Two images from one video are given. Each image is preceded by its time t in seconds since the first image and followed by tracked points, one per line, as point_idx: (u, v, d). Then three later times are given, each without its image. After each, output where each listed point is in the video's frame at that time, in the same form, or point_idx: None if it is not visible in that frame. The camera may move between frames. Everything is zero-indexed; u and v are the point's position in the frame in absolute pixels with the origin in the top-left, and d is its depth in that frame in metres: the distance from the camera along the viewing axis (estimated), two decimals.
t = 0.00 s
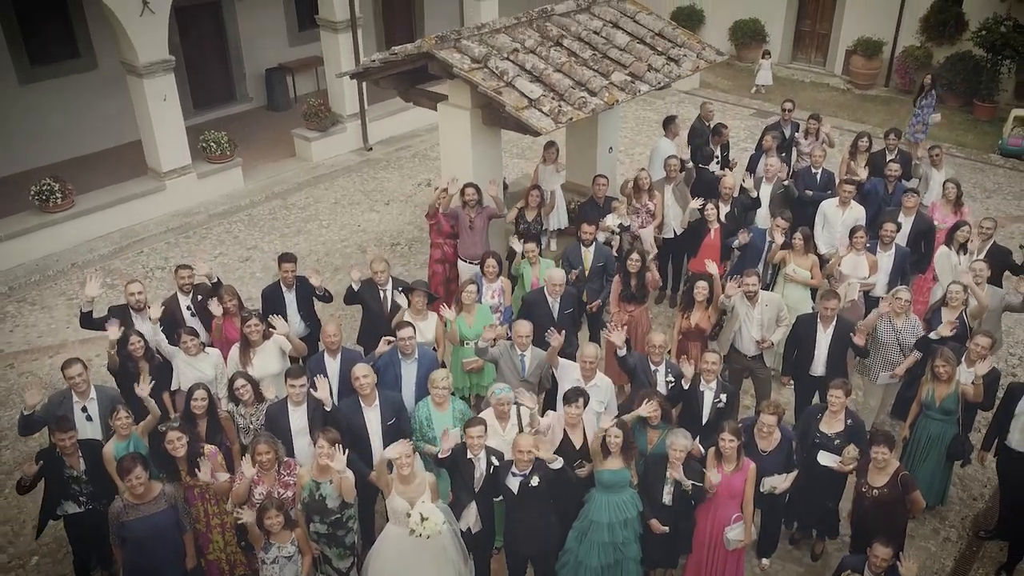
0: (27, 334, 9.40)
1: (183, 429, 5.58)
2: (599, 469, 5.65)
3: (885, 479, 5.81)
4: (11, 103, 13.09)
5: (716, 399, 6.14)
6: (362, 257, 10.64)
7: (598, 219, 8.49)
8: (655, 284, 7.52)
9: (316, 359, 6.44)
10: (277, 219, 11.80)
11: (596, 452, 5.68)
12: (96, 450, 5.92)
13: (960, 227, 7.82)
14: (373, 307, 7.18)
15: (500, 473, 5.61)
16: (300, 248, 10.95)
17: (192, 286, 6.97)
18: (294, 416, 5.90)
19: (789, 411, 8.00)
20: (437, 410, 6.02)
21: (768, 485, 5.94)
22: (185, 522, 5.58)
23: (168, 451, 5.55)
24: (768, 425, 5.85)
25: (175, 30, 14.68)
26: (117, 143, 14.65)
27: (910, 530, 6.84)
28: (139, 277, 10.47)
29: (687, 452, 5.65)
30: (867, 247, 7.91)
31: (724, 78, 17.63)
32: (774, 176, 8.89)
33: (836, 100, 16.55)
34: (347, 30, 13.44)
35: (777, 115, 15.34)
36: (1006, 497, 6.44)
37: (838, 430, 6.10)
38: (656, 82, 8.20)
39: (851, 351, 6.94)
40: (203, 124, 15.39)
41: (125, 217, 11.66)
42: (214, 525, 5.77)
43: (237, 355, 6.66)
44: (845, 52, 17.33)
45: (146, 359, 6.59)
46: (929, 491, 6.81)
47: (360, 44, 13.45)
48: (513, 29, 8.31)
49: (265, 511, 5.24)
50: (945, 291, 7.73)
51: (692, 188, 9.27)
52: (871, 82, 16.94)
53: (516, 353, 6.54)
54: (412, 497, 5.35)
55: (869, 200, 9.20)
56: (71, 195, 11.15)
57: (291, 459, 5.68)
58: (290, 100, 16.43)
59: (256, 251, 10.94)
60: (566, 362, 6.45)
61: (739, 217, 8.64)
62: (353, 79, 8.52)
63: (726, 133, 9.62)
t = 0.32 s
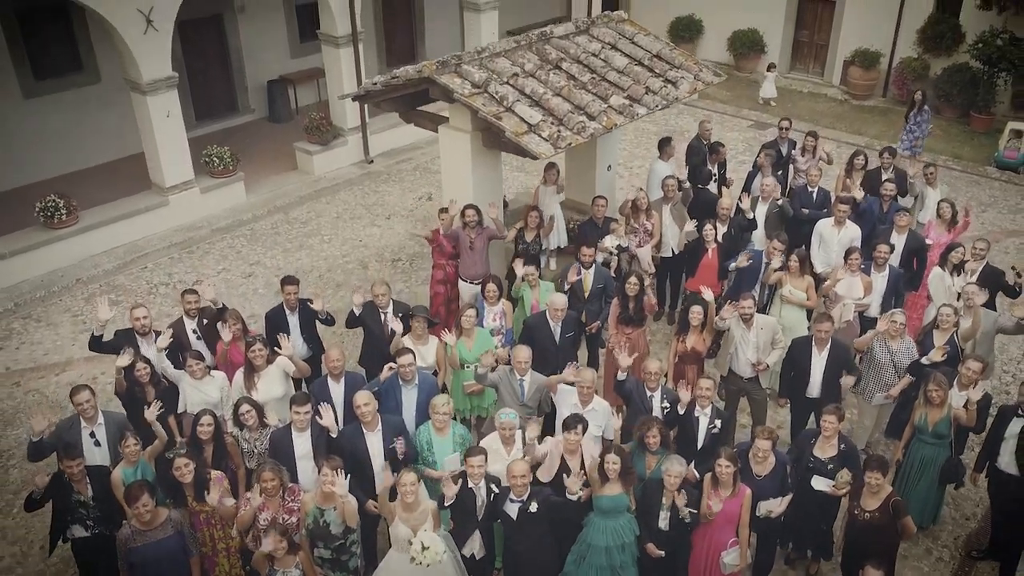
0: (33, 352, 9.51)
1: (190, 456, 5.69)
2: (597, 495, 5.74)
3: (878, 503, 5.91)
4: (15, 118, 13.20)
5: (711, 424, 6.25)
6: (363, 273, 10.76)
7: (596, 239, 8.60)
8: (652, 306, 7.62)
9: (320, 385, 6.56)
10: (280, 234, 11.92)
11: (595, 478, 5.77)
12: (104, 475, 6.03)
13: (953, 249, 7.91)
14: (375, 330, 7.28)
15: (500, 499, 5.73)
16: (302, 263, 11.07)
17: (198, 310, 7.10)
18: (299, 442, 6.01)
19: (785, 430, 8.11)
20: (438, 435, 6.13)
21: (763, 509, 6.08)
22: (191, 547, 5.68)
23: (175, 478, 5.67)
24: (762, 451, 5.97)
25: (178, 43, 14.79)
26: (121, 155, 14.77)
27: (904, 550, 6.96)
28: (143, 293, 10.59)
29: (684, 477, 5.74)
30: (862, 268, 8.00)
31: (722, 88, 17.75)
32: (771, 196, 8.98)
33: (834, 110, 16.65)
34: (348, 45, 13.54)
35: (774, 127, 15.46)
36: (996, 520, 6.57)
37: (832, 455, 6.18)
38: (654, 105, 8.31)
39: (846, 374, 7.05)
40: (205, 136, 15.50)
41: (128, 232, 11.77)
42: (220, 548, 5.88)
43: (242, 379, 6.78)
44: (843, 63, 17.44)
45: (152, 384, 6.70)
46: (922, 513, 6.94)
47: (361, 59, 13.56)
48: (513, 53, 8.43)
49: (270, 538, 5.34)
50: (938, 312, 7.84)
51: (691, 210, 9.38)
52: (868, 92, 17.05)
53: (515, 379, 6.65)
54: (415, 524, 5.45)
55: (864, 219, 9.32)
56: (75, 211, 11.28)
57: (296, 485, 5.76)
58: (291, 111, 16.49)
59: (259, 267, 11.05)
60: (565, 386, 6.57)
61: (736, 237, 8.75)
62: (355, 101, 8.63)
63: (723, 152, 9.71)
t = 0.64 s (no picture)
0: (39, 369, 9.63)
1: (195, 484, 5.80)
2: (595, 521, 5.87)
3: (871, 528, 6.02)
4: (19, 133, 13.32)
5: (706, 450, 6.38)
6: (365, 290, 10.87)
7: (595, 260, 8.72)
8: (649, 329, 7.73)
9: (322, 408, 6.68)
10: (282, 249, 12.03)
11: (592, 504, 5.87)
12: (110, 501, 6.14)
13: (946, 270, 8.00)
14: (376, 353, 7.39)
15: (498, 527, 5.87)
16: (304, 280, 11.18)
17: (203, 334, 7.23)
18: (301, 468, 6.12)
19: (780, 450, 8.23)
20: (438, 460, 6.21)
21: (758, 533, 6.25)
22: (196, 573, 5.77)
23: (181, 505, 5.78)
24: (757, 477, 6.08)
25: (180, 57, 14.91)
26: (123, 168, 14.88)
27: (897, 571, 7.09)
28: (147, 309, 10.70)
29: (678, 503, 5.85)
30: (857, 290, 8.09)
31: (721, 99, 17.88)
32: (767, 216, 9.07)
33: (832, 121, 16.75)
34: (349, 60, 13.64)
35: (772, 139, 15.58)
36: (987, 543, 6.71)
37: (825, 480, 6.31)
38: (651, 128, 8.42)
39: (839, 397, 7.17)
40: (207, 148, 15.62)
41: (132, 249, 11.89)
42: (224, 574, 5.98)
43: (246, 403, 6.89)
44: (841, 74, 17.54)
45: (157, 408, 6.82)
46: (914, 534, 7.07)
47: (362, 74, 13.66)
48: (512, 76, 8.55)
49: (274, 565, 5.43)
50: (932, 333, 7.94)
51: (687, 231, 9.53)
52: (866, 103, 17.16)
53: (513, 403, 6.77)
54: (418, 552, 5.58)
55: (858, 238, 9.44)
56: (79, 227, 11.40)
57: (298, 510, 5.85)
58: (292, 122, 16.58)
59: (262, 283, 11.16)
60: (563, 412, 6.66)
61: (733, 257, 8.86)
62: (356, 123, 8.76)
63: (719, 171, 9.79)
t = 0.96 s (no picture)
0: (44, 387, 9.73)
1: (201, 510, 5.92)
2: (593, 544, 5.97)
3: (865, 551, 6.09)
4: (23, 146, 13.42)
5: (701, 475, 6.49)
6: (366, 305, 10.99)
7: (593, 280, 8.83)
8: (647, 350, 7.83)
9: (325, 431, 6.78)
10: (284, 263, 12.14)
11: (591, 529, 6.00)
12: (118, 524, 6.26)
13: (939, 290, 8.10)
14: (377, 375, 7.50)
15: (498, 552, 5.96)
16: (306, 295, 11.29)
17: (207, 356, 7.34)
18: (304, 492, 6.25)
19: (776, 469, 8.34)
20: (438, 484, 6.30)
21: (753, 555, 6.37)
22: None
23: (187, 530, 5.91)
24: (752, 501, 6.19)
25: (183, 71, 15.02)
26: (125, 180, 14.98)
27: None
28: (151, 325, 10.81)
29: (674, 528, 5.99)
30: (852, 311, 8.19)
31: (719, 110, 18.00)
32: (764, 235, 9.18)
33: (830, 132, 16.86)
34: (350, 74, 13.75)
35: (770, 151, 15.70)
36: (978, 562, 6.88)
37: (819, 503, 6.42)
38: (648, 150, 8.52)
39: (833, 419, 7.28)
40: (209, 160, 15.72)
41: (135, 264, 12.00)
42: None
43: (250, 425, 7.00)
44: (838, 85, 17.65)
45: (163, 431, 6.92)
46: (906, 556, 7.15)
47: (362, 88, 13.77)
48: (511, 99, 8.67)
49: None
50: (926, 353, 8.04)
51: (685, 249, 9.85)
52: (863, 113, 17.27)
53: (512, 426, 6.87)
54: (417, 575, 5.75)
55: (854, 257, 9.55)
56: (83, 242, 11.52)
57: (302, 533, 5.91)
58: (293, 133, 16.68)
59: (264, 298, 11.28)
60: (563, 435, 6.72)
61: (730, 276, 8.96)
62: (358, 145, 8.88)
63: (716, 189, 9.89)
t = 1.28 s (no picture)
0: (49, 403, 9.85)
1: (206, 535, 6.04)
2: (590, 568, 6.18)
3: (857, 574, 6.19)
4: (27, 160, 13.53)
5: (696, 498, 6.62)
6: (366, 320, 11.12)
7: (591, 300, 8.96)
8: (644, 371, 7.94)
9: (327, 453, 6.90)
10: (285, 277, 12.27)
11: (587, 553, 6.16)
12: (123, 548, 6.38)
13: (932, 311, 8.22)
14: (377, 396, 7.61)
15: None
16: (307, 310, 11.42)
17: (211, 378, 7.46)
18: (306, 516, 6.38)
19: (771, 487, 8.48)
20: (438, 507, 6.40)
21: None
22: None
23: (192, 554, 6.02)
24: (746, 525, 6.30)
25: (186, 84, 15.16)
26: (128, 191, 15.09)
27: None
28: (154, 341, 10.92)
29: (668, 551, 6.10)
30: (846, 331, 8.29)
31: (717, 120, 18.13)
32: (760, 254, 9.28)
33: (828, 143, 16.98)
34: (350, 89, 13.87)
35: (767, 163, 15.83)
36: None
37: (812, 526, 6.53)
38: (646, 172, 8.64)
39: (828, 441, 7.40)
40: (210, 172, 15.83)
41: (137, 279, 12.11)
42: None
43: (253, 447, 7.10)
44: (836, 96, 17.78)
45: (167, 453, 7.04)
46: None
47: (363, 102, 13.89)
48: (510, 121, 8.79)
49: None
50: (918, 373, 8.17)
51: (681, 266, 10.04)
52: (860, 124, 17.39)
53: (511, 448, 6.99)
54: None
55: (848, 276, 9.66)
56: (87, 258, 11.64)
57: (304, 557, 6.14)
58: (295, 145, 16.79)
59: (266, 313, 11.40)
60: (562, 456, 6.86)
61: (725, 295, 9.07)
62: (359, 166, 9.02)
63: (711, 208, 9.99)
